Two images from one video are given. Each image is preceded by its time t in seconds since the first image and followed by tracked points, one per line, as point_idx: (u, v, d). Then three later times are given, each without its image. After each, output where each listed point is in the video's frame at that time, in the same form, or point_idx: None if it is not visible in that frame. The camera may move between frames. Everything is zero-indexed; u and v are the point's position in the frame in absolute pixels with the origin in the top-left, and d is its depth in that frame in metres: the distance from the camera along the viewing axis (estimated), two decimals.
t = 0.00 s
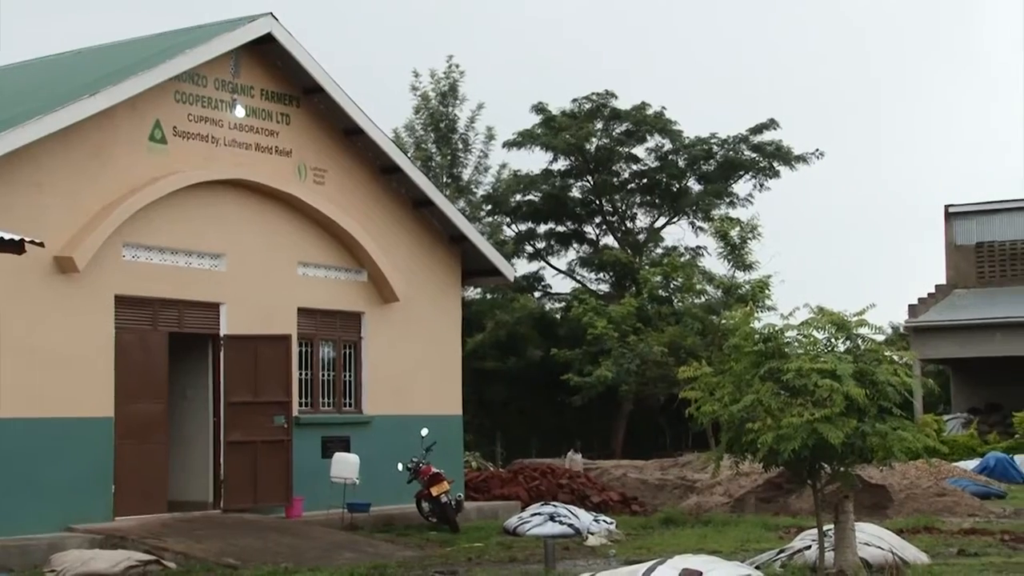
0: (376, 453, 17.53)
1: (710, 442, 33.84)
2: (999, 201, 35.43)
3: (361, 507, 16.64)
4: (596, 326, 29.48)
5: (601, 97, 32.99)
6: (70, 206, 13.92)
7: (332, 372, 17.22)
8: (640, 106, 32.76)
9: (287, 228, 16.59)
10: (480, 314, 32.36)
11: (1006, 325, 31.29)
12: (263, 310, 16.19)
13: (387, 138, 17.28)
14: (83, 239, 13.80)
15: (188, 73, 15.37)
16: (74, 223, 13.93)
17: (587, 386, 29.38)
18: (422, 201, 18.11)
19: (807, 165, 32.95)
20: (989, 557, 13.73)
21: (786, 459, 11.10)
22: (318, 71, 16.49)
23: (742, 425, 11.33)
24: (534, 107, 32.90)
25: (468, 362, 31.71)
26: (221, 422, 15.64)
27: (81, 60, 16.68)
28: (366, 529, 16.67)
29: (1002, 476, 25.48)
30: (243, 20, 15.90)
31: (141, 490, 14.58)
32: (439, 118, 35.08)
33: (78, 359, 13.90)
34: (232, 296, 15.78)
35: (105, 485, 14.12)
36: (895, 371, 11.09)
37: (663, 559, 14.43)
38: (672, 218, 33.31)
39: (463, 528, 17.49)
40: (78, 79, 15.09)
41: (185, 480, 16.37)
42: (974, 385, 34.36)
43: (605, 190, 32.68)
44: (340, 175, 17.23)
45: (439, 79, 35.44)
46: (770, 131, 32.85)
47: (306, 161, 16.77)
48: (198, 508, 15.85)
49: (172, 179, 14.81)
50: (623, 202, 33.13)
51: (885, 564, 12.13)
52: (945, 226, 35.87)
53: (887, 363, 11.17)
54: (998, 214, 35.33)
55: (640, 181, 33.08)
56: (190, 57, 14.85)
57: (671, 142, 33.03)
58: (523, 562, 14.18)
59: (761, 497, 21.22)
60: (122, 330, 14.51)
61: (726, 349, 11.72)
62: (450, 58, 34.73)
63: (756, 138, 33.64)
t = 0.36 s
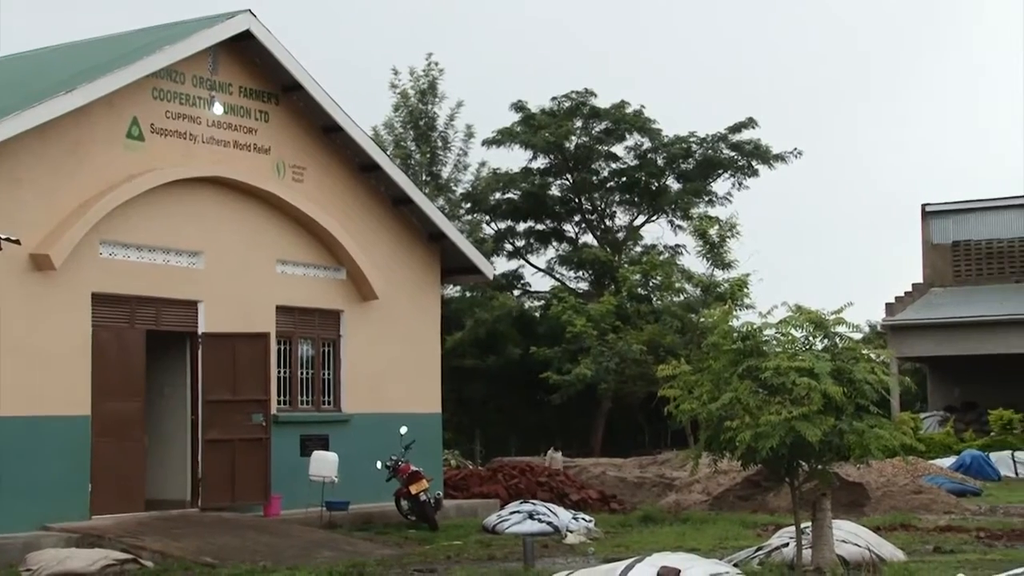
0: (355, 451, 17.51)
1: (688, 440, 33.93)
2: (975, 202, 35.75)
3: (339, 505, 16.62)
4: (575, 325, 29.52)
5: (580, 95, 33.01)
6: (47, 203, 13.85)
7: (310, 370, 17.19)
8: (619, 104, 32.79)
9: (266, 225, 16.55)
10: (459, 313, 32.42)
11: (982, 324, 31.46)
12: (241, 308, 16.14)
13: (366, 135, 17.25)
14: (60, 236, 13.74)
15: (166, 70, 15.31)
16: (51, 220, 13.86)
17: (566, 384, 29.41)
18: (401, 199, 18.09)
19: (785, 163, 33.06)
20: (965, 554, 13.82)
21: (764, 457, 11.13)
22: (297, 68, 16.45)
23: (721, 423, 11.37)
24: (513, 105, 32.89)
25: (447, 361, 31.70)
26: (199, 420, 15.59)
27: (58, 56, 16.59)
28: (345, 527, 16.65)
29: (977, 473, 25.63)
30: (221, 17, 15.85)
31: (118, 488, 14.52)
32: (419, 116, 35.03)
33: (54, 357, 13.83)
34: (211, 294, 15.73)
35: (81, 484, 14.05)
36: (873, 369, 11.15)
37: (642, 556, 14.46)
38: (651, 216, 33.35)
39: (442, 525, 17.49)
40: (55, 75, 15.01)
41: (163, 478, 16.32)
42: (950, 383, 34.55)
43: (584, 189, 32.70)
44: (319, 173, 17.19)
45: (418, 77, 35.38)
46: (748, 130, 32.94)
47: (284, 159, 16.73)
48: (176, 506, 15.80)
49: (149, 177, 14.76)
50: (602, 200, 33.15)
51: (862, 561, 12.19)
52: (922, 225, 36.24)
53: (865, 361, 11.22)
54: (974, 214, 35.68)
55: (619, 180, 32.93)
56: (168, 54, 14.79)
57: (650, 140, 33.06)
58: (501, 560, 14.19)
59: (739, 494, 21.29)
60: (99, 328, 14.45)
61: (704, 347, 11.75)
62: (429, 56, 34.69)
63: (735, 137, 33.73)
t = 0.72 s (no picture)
0: (335, 450, 17.48)
1: (668, 439, 34.00)
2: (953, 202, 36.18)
3: (319, 504, 16.59)
4: (556, 323, 29.55)
5: (561, 94, 33.03)
6: (25, 200, 13.77)
7: (290, 368, 17.15)
8: (600, 103, 32.83)
9: (246, 224, 16.51)
10: (440, 311, 32.51)
11: (961, 323, 31.61)
12: (221, 306, 16.10)
13: (346, 134, 17.22)
14: (38, 233, 13.66)
15: (145, 67, 15.26)
16: (30, 217, 13.79)
17: (546, 383, 29.41)
18: (381, 198, 18.08)
19: (765, 162, 33.14)
20: (942, 552, 13.89)
21: (743, 456, 11.17)
22: (278, 66, 16.42)
23: (701, 422, 11.40)
24: (494, 104, 32.88)
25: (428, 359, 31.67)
26: (178, 419, 15.54)
27: (36, 53, 16.50)
28: (325, 526, 16.63)
29: (955, 471, 25.76)
30: (201, 14, 15.80)
31: (97, 487, 14.45)
32: (399, 114, 34.99)
33: (32, 356, 13.76)
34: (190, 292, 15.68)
35: (59, 483, 13.99)
36: (851, 368, 11.20)
37: (621, 555, 14.50)
38: (631, 215, 33.38)
39: (422, 524, 17.48)
40: (34, 71, 14.92)
41: (142, 477, 16.26)
42: (929, 382, 34.71)
43: (565, 187, 32.73)
44: (299, 171, 17.15)
45: (399, 75, 35.33)
46: (728, 129, 33.02)
47: (264, 157, 16.69)
48: (155, 505, 15.74)
49: (128, 175, 14.70)
50: (583, 199, 33.19)
51: (841, 559, 12.24)
52: (901, 223, 36.44)
53: (844, 360, 11.26)
54: (952, 214, 36.04)
55: (600, 179, 33.02)
56: (147, 51, 14.73)
57: (631, 139, 33.11)
58: (482, 559, 14.19)
59: (719, 493, 21.35)
60: (77, 326, 14.39)
61: (685, 346, 11.79)
62: (410, 55, 34.64)
63: (715, 136, 33.80)
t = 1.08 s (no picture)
0: (313, 450, 17.44)
1: (647, 438, 34.06)
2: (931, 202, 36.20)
3: (297, 504, 16.55)
4: (534, 323, 29.56)
5: (540, 93, 33.06)
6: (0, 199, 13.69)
7: (268, 368, 17.10)
8: (579, 102, 32.88)
9: (224, 222, 16.46)
10: (418, 309, 32.46)
11: (938, 322, 31.74)
12: (199, 305, 16.04)
13: (325, 133, 17.19)
14: (13, 231, 13.59)
15: (121, 65, 15.19)
16: (5, 215, 13.71)
17: (525, 382, 29.41)
18: (360, 197, 18.05)
19: (743, 163, 33.24)
20: (918, 550, 13.96)
21: (721, 455, 11.20)
22: (256, 64, 16.37)
23: (679, 421, 11.42)
24: (472, 103, 32.87)
25: (406, 359, 31.61)
26: (156, 418, 15.48)
27: (13, 50, 16.41)
28: (303, 526, 16.60)
29: (931, 470, 25.89)
30: (178, 12, 15.75)
31: (73, 487, 14.38)
32: (378, 113, 34.94)
33: (7, 355, 13.68)
34: (168, 291, 15.62)
35: (35, 483, 13.92)
36: (829, 367, 11.23)
37: (599, 554, 14.52)
38: (610, 215, 33.43)
39: (401, 524, 17.45)
40: (10, 69, 14.83)
41: (118, 477, 16.18)
42: (906, 381, 34.87)
43: (543, 187, 32.75)
44: (277, 170, 17.11)
45: (377, 74, 35.26)
46: (707, 129, 33.11)
47: (242, 156, 16.63)
48: (131, 505, 15.67)
49: (104, 173, 14.63)
50: (562, 199, 33.21)
51: (818, 558, 12.27)
52: (879, 223, 36.61)
53: (821, 359, 11.30)
54: (929, 214, 36.10)
55: (579, 178, 33.08)
56: (124, 49, 14.66)
57: (610, 138, 33.15)
58: (460, 558, 14.19)
59: (697, 492, 21.40)
60: (53, 325, 14.32)
61: (663, 345, 11.81)
62: (389, 54, 34.60)
63: (693, 135, 33.87)
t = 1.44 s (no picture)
0: (288, 450, 17.40)
1: (622, 438, 34.13)
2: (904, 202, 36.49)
3: (272, 504, 16.51)
4: (511, 323, 29.59)
5: (516, 94, 33.09)
6: None
7: (243, 368, 17.04)
8: (556, 103, 32.92)
9: (200, 222, 16.42)
10: (395, 309, 32.41)
11: (912, 322, 31.91)
12: (174, 305, 15.98)
13: (301, 132, 17.16)
14: None
15: (96, 63, 15.12)
16: None
17: (501, 382, 29.42)
18: (336, 197, 18.02)
19: (719, 163, 33.34)
20: (891, 549, 14.05)
21: (696, 455, 11.23)
22: (231, 63, 16.32)
23: (655, 421, 11.45)
24: (449, 103, 32.86)
25: (383, 359, 31.58)
26: (130, 418, 15.42)
27: None
28: (278, 527, 16.56)
29: (904, 469, 26.05)
30: (153, 11, 15.69)
31: (46, 487, 14.29)
32: (355, 113, 34.89)
33: None
34: (142, 291, 15.56)
35: (7, 484, 13.83)
36: (804, 368, 11.29)
37: (575, 554, 14.56)
38: (587, 215, 33.49)
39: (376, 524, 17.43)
40: None
41: (92, 477, 16.10)
42: (880, 381, 35.06)
43: (520, 187, 32.78)
44: (252, 170, 17.05)
45: (354, 74, 35.21)
46: (683, 129, 33.20)
47: (217, 155, 16.57)
48: (105, 505, 15.60)
49: (77, 172, 14.56)
50: (538, 199, 33.25)
51: (792, 557, 12.33)
52: (853, 224, 36.78)
53: (796, 360, 11.35)
54: (903, 215, 36.36)
55: (555, 178, 33.14)
56: (98, 47, 14.59)
57: (586, 139, 33.19)
58: (436, 559, 14.19)
59: (672, 491, 21.47)
60: (26, 325, 14.24)
61: (639, 345, 11.84)
62: (365, 53, 34.55)
63: (670, 136, 33.94)
